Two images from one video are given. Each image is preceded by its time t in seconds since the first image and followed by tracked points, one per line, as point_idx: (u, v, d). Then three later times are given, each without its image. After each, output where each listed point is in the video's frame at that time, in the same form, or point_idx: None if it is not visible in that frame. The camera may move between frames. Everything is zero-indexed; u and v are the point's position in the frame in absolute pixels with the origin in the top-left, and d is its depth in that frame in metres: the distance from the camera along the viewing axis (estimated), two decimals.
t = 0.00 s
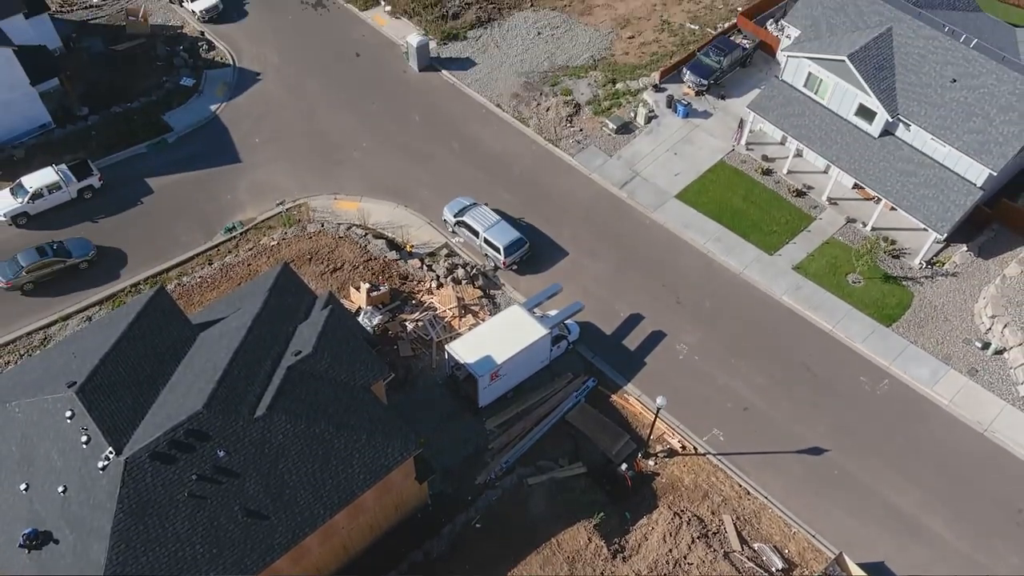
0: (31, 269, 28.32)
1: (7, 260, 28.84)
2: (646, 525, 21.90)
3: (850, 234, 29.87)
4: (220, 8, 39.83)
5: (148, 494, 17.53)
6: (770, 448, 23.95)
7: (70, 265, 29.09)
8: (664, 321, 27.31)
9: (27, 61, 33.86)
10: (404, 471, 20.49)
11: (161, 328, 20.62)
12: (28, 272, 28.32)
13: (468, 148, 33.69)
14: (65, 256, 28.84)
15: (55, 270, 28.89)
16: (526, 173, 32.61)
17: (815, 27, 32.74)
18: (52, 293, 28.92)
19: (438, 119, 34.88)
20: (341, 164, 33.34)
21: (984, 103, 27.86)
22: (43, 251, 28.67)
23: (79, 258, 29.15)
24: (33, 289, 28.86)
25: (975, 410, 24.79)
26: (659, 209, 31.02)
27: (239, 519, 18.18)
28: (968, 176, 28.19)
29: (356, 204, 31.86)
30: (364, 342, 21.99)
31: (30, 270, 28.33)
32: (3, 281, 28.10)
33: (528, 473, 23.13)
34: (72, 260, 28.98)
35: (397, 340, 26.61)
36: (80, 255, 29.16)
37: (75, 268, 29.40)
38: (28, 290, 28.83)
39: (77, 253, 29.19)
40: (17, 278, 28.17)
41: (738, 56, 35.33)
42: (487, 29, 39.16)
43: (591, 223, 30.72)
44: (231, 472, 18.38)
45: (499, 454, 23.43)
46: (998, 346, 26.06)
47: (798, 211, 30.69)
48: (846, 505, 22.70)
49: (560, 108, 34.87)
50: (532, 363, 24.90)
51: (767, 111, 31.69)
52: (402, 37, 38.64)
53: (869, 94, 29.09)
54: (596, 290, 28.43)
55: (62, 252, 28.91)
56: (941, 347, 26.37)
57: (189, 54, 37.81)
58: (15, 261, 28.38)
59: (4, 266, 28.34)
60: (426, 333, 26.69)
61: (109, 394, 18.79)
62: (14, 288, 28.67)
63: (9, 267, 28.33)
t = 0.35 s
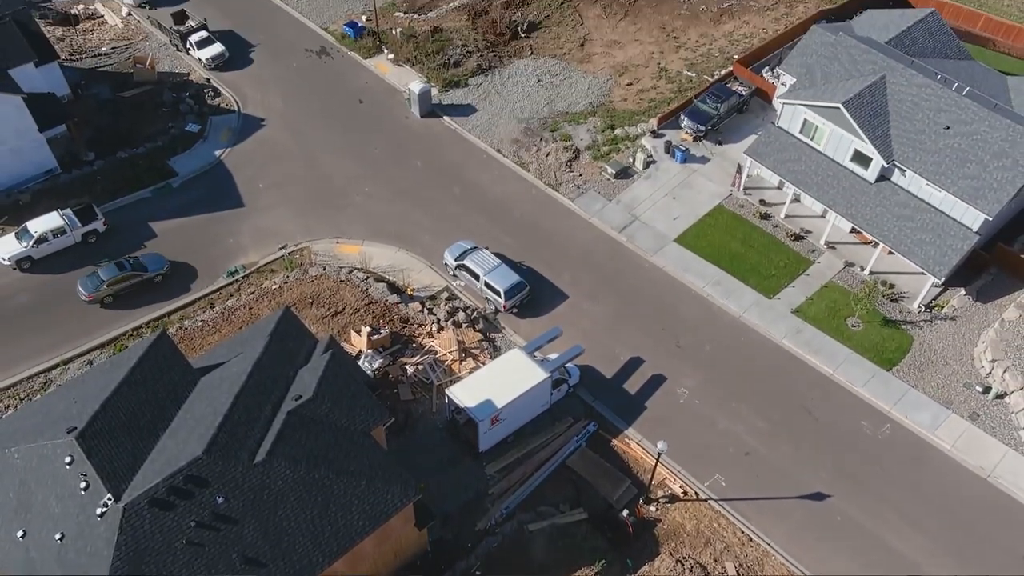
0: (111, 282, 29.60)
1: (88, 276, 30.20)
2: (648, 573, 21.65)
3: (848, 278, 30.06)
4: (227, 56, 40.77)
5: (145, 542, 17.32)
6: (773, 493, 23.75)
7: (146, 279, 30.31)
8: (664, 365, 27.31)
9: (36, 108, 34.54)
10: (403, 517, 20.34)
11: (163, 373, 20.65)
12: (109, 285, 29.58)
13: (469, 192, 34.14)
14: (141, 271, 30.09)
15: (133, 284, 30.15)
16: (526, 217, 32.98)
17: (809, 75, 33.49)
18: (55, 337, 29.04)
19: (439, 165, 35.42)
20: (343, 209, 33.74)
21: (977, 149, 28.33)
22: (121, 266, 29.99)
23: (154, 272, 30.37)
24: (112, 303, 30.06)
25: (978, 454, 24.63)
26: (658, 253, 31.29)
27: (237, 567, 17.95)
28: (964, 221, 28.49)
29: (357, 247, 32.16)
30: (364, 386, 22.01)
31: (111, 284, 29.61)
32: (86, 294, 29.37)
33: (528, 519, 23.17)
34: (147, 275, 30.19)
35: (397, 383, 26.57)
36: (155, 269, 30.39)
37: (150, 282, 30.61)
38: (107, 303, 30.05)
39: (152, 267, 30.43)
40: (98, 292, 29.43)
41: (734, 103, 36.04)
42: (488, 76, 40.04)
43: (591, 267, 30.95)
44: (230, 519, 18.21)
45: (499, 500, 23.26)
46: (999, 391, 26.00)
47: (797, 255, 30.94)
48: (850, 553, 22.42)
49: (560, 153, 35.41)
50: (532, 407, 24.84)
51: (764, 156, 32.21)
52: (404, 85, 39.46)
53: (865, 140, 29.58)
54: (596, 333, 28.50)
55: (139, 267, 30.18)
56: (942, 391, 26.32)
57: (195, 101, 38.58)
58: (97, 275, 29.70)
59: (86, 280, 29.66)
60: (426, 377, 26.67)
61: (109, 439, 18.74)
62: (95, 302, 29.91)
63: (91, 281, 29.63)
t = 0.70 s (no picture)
0: (174, 303, 30.78)
1: (151, 299, 31.38)
2: None
3: (848, 325, 30.15)
4: (232, 106, 41.65)
5: None
6: (776, 543, 23.44)
7: (206, 300, 31.52)
8: (665, 412, 27.19)
9: (44, 158, 35.14)
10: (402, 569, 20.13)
11: (163, 421, 20.60)
12: (172, 306, 30.73)
13: (470, 239, 34.48)
14: (202, 292, 31.33)
15: (193, 305, 31.33)
16: (526, 264, 33.25)
17: (805, 125, 34.18)
18: (55, 384, 29.00)
19: (441, 212, 35.86)
20: (345, 256, 34.02)
21: (972, 198, 28.75)
22: (183, 288, 31.25)
23: (214, 293, 31.61)
24: (173, 323, 31.15)
25: (984, 504, 24.36)
26: (658, 299, 31.44)
27: None
28: (962, 268, 28.72)
29: (359, 294, 32.34)
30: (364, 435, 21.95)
31: (174, 304, 30.77)
32: (150, 315, 30.49)
33: (528, 570, 22.81)
34: (208, 295, 31.42)
35: (397, 431, 26.45)
36: (214, 289, 31.63)
37: (209, 303, 31.81)
38: (170, 324, 31.16)
39: (212, 288, 31.67)
40: (162, 313, 30.54)
41: (731, 151, 36.71)
42: (489, 125, 40.83)
43: (591, 313, 31.07)
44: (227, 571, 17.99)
45: (500, 550, 22.99)
46: (1002, 439, 25.86)
47: (796, 302, 31.10)
48: None
49: (560, 201, 35.87)
50: (533, 455, 24.67)
51: (762, 204, 32.66)
52: (407, 134, 40.21)
53: (861, 189, 30.00)
54: (597, 380, 28.45)
55: (200, 288, 31.45)
56: (944, 439, 26.16)
57: (200, 150, 39.26)
58: (160, 298, 30.87)
59: (150, 303, 30.80)
60: (427, 424, 26.54)
61: (107, 488, 18.60)
62: (158, 323, 30.99)
63: (154, 303, 30.77)
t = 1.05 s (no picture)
0: (220, 326, 31.68)
1: (196, 324, 32.26)
2: None
3: (849, 370, 30.09)
4: (236, 153, 42.33)
5: None
6: None
7: (249, 321, 32.50)
8: (667, 458, 26.98)
9: (49, 204, 35.54)
10: None
11: (160, 468, 20.44)
12: (218, 330, 31.63)
13: (471, 284, 34.67)
14: (245, 314, 32.30)
15: (237, 327, 32.28)
16: (526, 309, 33.36)
17: (802, 172, 34.67)
18: (52, 430, 28.82)
19: (442, 257, 36.12)
20: (345, 301, 34.15)
21: (970, 244, 29.01)
22: (227, 312, 32.18)
23: (257, 314, 32.60)
24: (219, 347, 32.01)
25: (991, 553, 24.03)
26: (659, 344, 31.46)
27: None
28: (962, 313, 28.82)
29: (359, 338, 32.36)
30: (364, 482, 21.82)
31: (220, 328, 31.67)
32: (198, 340, 31.32)
33: None
34: (250, 316, 32.40)
35: (397, 478, 26.21)
36: (256, 311, 32.62)
37: (251, 324, 32.77)
38: (216, 347, 32.00)
39: (254, 310, 32.66)
40: (209, 337, 31.40)
41: (730, 197, 37.16)
42: (490, 171, 41.41)
43: (591, 358, 31.04)
44: None
45: None
46: (1008, 485, 25.57)
47: (797, 346, 31.11)
48: None
49: (560, 246, 36.16)
50: (533, 502, 24.42)
51: (760, 249, 32.94)
52: (408, 180, 40.76)
53: (860, 235, 30.27)
54: (598, 425, 28.29)
55: (243, 310, 32.40)
56: (949, 486, 25.89)
57: (204, 196, 39.76)
58: (205, 323, 31.73)
59: (196, 328, 31.63)
60: (426, 471, 26.34)
61: (103, 537, 18.42)
62: (205, 347, 31.82)
63: (200, 328, 31.62)
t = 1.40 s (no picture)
0: (255, 351, 32.61)
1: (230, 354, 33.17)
2: None
3: (852, 417, 29.88)
4: (239, 200, 42.84)
5: None
6: None
7: (281, 346, 33.43)
8: (670, 508, 26.65)
9: (52, 252, 35.82)
10: None
11: (157, 518, 20.19)
12: (253, 356, 32.54)
13: (471, 329, 34.71)
14: (277, 339, 33.26)
15: (271, 351, 33.21)
16: (526, 354, 33.33)
17: (800, 219, 35.01)
18: (47, 478, 28.53)
19: (442, 303, 36.24)
20: (346, 347, 34.13)
21: (970, 290, 29.14)
22: (259, 338, 33.15)
23: (288, 338, 33.54)
24: (255, 372, 32.85)
25: None
26: (660, 391, 31.31)
27: None
28: (964, 359, 28.76)
29: (359, 385, 32.24)
30: (363, 532, 21.54)
31: (255, 353, 32.60)
32: (234, 367, 32.18)
33: None
34: (282, 341, 33.34)
35: (397, 528, 25.93)
36: (287, 335, 33.59)
37: (283, 349, 33.69)
38: (251, 374, 32.82)
39: (284, 334, 33.62)
40: (244, 363, 32.28)
41: (729, 244, 37.38)
42: (490, 218, 41.85)
43: (592, 404, 30.87)
44: None
45: None
46: (1016, 536, 25.25)
47: (799, 393, 30.95)
48: None
49: (560, 292, 36.32)
50: (535, 552, 24.03)
51: (761, 295, 33.08)
52: (410, 226, 41.17)
53: (860, 281, 30.42)
54: (599, 473, 27.99)
55: (273, 335, 33.37)
56: (957, 537, 25.53)
57: (207, 243, 40.09)
58: (239, 350, 32.64)
59: (232, 355, 32.51)
60: (426, 520, 25.99)
61: None
62: (241, 374, 32.66)
63: (236, 356, 32.50)
